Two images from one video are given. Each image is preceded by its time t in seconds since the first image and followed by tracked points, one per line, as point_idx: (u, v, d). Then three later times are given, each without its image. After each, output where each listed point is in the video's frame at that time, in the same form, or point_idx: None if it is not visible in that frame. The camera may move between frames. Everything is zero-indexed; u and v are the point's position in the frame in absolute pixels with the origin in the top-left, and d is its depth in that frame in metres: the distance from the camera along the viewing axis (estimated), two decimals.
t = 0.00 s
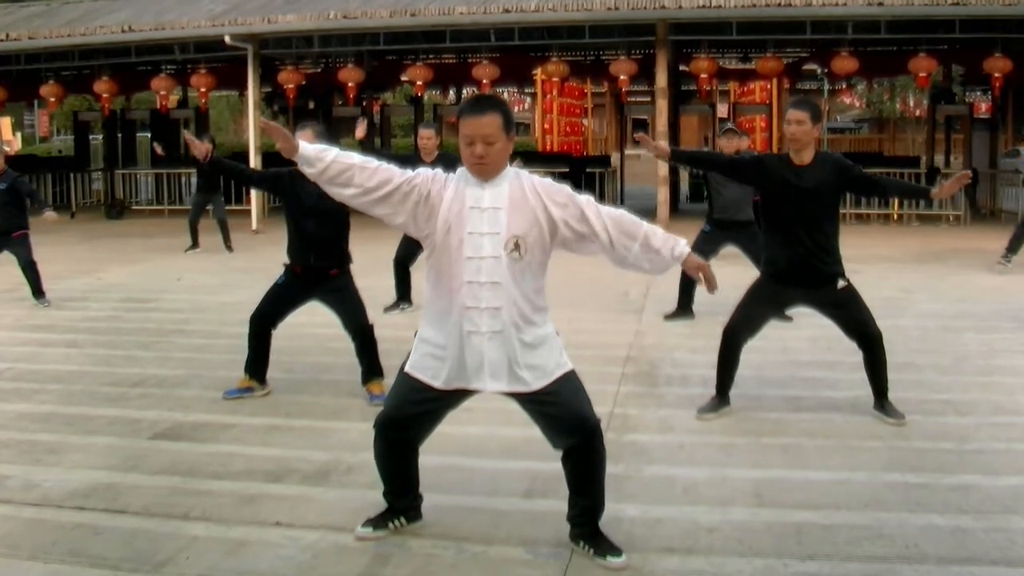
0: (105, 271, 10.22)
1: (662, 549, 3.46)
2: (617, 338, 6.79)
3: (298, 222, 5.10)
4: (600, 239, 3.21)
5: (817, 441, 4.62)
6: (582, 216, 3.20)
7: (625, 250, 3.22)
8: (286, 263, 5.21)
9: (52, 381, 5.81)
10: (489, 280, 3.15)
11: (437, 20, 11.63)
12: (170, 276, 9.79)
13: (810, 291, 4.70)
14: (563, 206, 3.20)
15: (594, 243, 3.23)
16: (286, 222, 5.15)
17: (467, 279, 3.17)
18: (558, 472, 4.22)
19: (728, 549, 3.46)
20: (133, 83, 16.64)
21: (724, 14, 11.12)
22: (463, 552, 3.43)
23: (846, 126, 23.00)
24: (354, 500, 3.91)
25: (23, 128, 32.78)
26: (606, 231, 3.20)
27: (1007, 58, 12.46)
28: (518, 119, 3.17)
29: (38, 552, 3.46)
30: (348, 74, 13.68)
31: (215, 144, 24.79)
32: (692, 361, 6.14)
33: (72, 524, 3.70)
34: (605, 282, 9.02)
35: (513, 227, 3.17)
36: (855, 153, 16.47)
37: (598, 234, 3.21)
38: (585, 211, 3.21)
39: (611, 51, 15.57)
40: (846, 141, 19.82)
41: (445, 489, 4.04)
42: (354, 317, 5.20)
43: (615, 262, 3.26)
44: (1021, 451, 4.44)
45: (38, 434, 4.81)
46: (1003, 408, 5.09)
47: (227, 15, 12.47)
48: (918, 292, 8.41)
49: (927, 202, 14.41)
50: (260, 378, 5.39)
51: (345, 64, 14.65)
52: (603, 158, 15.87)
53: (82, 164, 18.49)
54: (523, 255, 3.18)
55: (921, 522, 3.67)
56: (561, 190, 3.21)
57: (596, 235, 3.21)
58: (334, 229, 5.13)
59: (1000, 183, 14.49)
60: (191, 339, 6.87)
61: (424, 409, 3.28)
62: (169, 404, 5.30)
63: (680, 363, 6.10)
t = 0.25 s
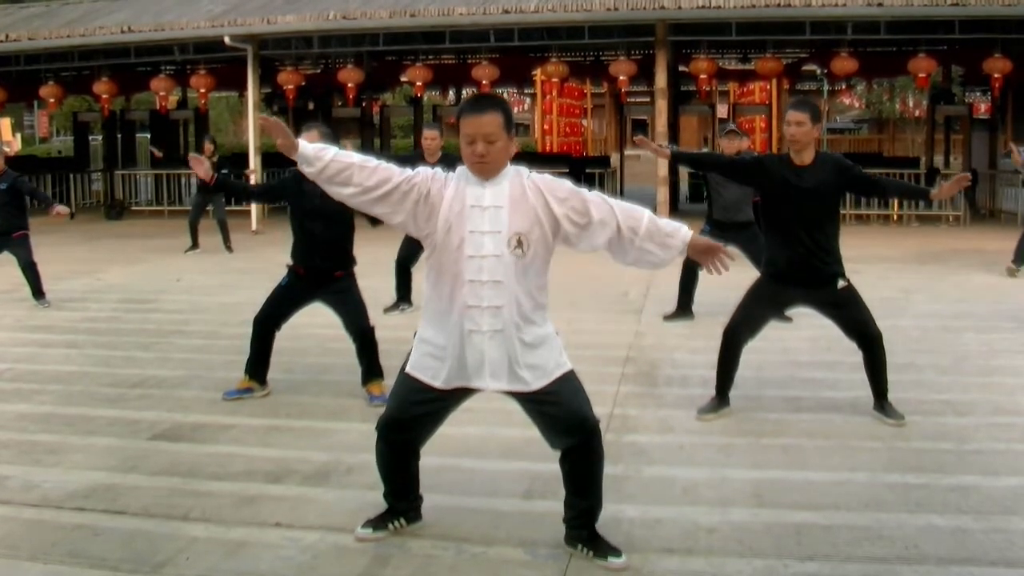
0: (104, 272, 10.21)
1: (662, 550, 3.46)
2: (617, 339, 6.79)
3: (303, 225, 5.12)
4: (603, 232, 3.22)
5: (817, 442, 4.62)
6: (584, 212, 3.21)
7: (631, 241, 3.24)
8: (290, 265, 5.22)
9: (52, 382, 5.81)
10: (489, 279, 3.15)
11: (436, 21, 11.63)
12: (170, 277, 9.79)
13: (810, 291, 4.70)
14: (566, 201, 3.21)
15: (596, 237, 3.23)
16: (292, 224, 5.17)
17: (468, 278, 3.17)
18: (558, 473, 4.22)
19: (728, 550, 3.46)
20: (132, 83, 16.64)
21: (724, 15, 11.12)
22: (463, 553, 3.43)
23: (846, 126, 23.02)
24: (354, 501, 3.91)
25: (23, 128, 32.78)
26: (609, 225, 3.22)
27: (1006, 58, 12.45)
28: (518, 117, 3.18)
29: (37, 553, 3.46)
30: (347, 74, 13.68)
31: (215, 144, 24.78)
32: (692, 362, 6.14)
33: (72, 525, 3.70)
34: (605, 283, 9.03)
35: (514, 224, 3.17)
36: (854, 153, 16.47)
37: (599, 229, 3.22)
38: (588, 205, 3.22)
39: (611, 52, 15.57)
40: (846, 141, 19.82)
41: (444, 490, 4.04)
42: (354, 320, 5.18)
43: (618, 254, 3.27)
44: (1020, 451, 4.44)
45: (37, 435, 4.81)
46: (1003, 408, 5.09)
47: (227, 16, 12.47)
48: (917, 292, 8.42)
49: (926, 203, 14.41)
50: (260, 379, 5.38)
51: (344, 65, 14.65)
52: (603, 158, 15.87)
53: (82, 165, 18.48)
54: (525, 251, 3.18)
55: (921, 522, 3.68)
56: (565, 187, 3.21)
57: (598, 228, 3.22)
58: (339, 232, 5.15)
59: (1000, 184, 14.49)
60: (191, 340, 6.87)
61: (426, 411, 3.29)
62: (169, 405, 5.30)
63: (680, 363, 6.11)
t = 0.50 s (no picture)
0: (105, 271, 10.21)
1: (661, 550, 3.47)
2: (617, 339, 6.80)
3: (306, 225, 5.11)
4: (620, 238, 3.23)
5: (817, 442, 4.62)
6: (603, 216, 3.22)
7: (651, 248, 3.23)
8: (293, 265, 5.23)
9: (52, 382, 5.81)
10: (508, 280, 3.16)
11: (436, 21, 11.63)
12: (171, 277, 9.79)
13: (812, 291, 4.70)
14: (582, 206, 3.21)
15: (612, 241, 3.23)
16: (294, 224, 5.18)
17: (486, 280, 3.17)
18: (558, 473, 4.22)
19: (728, 550, 3.46)
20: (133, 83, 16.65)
21: (724, 15, 11.12)
22: (463, 553, 3.44)
23: (846, 126, 23.02)
24: (353, 501, 3.92)
25: (23, 128, 32.78)
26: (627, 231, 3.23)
27: (1006, 58, 12.46)
28: (529, 116, 3.17)
29: (37, 553, 3.46)
30: (347, 74, 13.69)
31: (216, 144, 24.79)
32: (692, 362, 6.14)
33: (72, 525, 3.71)
34: (605, 283, 9.04)
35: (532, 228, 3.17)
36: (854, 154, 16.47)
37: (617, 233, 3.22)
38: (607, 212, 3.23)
39: (611, 52, 15.59)
40: (846, 141, 19.83)
41: (444, 490, 4.05)
42: (356, 320, 5.19)
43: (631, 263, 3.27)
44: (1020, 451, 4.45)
45: (37, 435, 4.81)
46: (1003, 409, 5.09)
47: (227, 16, 12.47)
48: (917, 292, 8.43)
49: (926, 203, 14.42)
50: (261, 379, 5.39)
51: (345, 65, 14.66)
52: (603, 158, 15.86)
53: (82, 165, 18.48)
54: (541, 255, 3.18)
55: (921, 522, 3.68)
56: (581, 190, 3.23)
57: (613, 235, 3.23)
58: (344, 235, 5.13)
59: (1000, 184, 14.49)
60: (191, 340, 6.87)
61: (437, 413, 3.29)
62: (169, 405, 5.30)
63: (680, 363, 6.11)
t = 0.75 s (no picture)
0: (103, 273, 10.21)
1: (661, 550, 3.47)
2: (616, 340, 6.81)
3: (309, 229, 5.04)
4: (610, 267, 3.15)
5: (816, 442, 4.63)
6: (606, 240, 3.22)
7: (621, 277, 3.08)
8: (298, 266, 5.18)
9: (51, 383, 5.81)
10: (531, 290, 3.13)
11: (435, 22, 11.64)
12: (169, 278, 9.79)
13: (820, 289, 4.72)
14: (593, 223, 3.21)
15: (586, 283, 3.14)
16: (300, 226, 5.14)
17: (512, 290, 3.13)
18: (556, 474, 4.22)
19: (727, 550, 3.47)
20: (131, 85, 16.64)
21: (722, 16, 11.13)
22: (461, 554, 3.44)
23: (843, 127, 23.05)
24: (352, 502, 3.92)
25: (20, 130, 32.74)
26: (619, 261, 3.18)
27: (1004, 59, 12.47)
28: (543, 123, 3.13)
29: (37, 554, 3.46)
30: (345, 76, 13.69)
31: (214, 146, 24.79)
32: (691, 363, 6.15)
33: (72, 526, 3.71)
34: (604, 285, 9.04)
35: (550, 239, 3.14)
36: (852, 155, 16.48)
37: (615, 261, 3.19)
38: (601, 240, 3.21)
39: (609, 54, 15.61)
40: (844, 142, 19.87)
41: (444, 491, 4.05)
42: (354, 327, 5.14)
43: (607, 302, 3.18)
44: (1020, 452, 4.45)
45: (36, 436, 4.81)
46: (1001, 409, 5.10)
47: (225, 18, 12.48)
48: (915, 293, 8.44)
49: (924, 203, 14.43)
50: (254, 376, 5.38)
51: (343, 67, 14.66)
52: (601, 160, 15.87)
53: (80, 166, 18.46)
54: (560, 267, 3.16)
55: (920, 523, 3.68)
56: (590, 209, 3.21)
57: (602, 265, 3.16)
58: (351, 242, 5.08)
59: (997, 185, 14.51)
60: (190, 341, 6.87)
61: (441, 408, 3.22)
62: (168, 406, 5.30)
63: (678, 364, 6.12)
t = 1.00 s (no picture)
0: (103, 273, 10.21)
1: (660, 549, 3.47)
2: (615, 339, 6.81)
3: (316, 234, 4.92)
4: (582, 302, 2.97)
5: (815, 441, 4.63)
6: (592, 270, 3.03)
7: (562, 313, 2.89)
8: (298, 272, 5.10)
9: (51, 383, 5.81)
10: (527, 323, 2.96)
11: (433, 22, 11.64)
12: (169, 278, 9.80)
13: (823, 302, 4.60)
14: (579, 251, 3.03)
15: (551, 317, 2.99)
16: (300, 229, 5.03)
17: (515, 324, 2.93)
18: (556, 473, 4.23)
19: (726, 549, 3.47)
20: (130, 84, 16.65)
21: (720, 15, 11.12)
22: (462, 553, 3.44)
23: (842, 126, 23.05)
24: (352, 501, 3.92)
25: (20, 130, 32.73)
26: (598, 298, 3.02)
27: (1003, 57, 12.46)
28: (536, 152, 2.95)
29: (36, 554, 3.47)
30: (344, 76, 13.68)
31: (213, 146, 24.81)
32: (690, 362, 6.15)
33: (72, 526, 3.71)
34: (604, 283, 9.05)
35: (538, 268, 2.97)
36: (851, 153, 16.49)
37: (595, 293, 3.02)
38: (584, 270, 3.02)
39: (608, 53, 15.62)
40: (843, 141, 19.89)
41: (443, 490, 4.05)
42: (351, 332, 5.15)
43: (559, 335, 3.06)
44: (1019, 450, 4.45)
45: (37, 436, 4.81)
46: (1000, 407, 5.10)
47: (224, 18, 12.48)
48: (915, 292, 8.44)
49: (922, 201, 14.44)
50: (235, 381, 5.20)
51: (341, 66, 14.66)
52: (600, 159, 15.88)
53: (79, 166, 18.47)
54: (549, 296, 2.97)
55: (919, 521, 3.68)
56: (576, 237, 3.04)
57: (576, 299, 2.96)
58: (353, 249, 5.06)
59: (997, 183, 14.51)
60: (189, 341, 6.87)
61: (436, 441, 3.08)
62: (168, 406, 5.30)
63: (678, 363, 6.12)
